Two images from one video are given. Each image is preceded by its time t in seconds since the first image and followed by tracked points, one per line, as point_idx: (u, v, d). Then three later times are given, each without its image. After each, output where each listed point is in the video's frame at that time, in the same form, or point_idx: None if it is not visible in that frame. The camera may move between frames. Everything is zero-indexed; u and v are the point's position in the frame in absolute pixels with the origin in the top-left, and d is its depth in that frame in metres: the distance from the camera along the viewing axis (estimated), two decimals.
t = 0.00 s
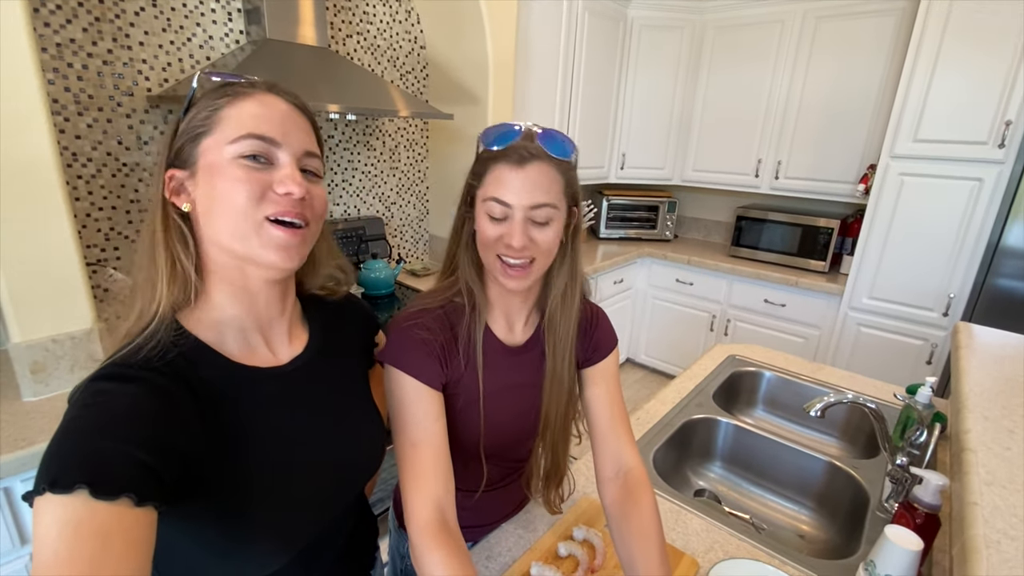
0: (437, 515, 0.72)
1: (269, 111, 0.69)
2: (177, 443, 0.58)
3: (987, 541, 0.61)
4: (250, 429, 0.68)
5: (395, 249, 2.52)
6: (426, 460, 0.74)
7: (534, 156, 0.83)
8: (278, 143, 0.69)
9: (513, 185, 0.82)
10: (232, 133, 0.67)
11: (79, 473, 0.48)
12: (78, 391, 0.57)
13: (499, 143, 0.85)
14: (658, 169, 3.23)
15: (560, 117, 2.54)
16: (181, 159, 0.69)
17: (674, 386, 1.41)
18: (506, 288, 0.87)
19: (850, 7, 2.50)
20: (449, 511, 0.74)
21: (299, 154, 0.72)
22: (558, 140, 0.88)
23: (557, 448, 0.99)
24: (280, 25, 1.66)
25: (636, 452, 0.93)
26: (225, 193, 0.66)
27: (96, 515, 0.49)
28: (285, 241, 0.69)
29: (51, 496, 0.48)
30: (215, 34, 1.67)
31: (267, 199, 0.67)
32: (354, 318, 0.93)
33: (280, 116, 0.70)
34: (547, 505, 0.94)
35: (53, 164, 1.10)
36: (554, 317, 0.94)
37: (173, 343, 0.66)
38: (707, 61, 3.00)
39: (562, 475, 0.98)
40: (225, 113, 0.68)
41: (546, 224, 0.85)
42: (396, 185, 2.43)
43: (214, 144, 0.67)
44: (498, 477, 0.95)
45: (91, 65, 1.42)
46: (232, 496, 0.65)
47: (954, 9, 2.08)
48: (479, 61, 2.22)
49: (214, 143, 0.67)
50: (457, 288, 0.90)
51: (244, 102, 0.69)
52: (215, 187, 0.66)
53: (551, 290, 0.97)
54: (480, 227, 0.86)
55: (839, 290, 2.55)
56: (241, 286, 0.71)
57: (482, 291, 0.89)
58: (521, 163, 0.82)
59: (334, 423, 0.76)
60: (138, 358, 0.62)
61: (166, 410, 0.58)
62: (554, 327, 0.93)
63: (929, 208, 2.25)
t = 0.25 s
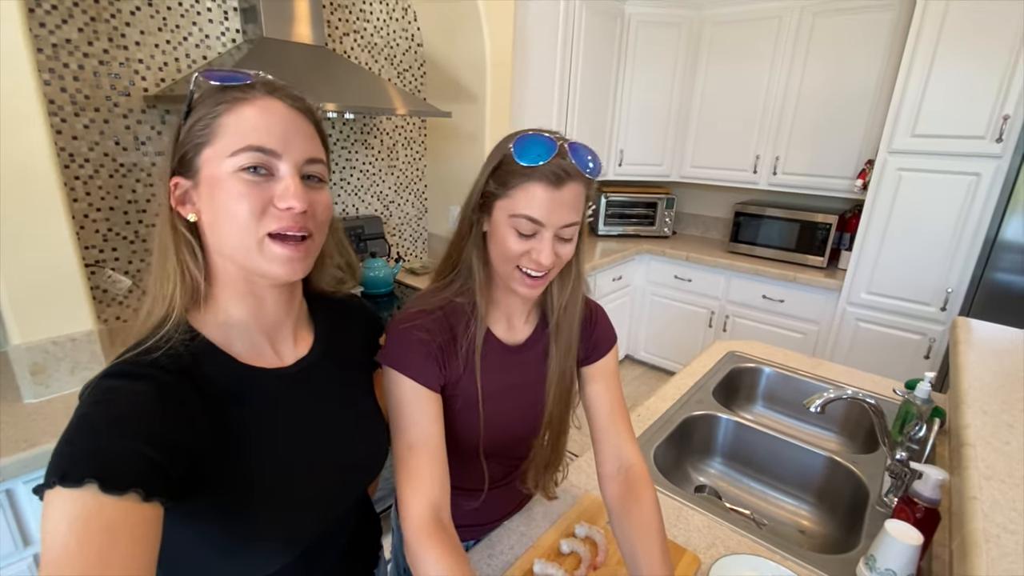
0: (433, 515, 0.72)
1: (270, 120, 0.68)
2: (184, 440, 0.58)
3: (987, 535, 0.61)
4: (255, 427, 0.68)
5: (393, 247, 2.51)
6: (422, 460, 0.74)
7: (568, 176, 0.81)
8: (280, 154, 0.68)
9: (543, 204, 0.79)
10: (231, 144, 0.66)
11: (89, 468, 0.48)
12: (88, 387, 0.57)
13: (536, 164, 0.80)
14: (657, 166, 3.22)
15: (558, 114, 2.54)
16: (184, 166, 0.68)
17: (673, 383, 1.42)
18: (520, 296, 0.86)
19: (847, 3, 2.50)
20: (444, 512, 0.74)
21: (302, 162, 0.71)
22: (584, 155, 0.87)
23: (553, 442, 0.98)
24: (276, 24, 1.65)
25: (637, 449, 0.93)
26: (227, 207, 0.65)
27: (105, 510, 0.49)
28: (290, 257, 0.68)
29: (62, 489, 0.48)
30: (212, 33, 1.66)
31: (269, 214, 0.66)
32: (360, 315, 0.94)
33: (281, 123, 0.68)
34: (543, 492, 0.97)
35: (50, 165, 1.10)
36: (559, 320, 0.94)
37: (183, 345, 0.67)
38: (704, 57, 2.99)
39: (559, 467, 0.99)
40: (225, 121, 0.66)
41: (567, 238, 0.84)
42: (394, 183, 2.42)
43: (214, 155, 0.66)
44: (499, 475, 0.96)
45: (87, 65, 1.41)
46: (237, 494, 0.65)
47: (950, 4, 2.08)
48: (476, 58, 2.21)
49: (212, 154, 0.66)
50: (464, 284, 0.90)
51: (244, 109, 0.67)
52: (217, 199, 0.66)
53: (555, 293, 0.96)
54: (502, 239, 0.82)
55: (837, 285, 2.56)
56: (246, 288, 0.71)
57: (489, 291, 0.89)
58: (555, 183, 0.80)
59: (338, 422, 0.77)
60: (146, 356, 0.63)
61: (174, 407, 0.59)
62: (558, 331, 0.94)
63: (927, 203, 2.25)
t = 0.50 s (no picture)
0: (443, 516, 0.72)
1: (281, 119, 0.67)
2: (186, 441, 0.58)
3: (993, 526, 0.61)
4: (257, 429, 0.68)
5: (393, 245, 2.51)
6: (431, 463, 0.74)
7: (589, 179, 0.80)
8: (289, 155, 0.67)
9: (560, 206, 0.78)
10: (241, 143, 0.65)
11: (89, 471, 0.48)
12: (89, 388, 0.57)
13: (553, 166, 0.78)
14: (655, 161, 3.22)
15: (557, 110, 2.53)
16: (193, 163, 0.68)
17: (675, 377, 1.42)
18: (532, 295, 0.85)
19: None
20: (454, 513, 0.74)
21: (313, 162, 0.70)
22: (604, 157, 0.85)
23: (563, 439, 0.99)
24: (272, 21, 1.64)
25: (644, 446, 0.93)
26: (233, 207, 0.65)
27: (105, 513, 0.49)
28: (294, 259, 0.68)
29: (62, 492, 0.48)
30: (207, 31, 1.65)
31: (275, 216, 0.66)
32: (365, 316, 0.94)
33: (292, 123, 0.68)
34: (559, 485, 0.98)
35: (47, 166, 1.09)
36: (569, 324, 0.94)
37: (185, 345, 0.66)
38: (702, 50, 2.98)
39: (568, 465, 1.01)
40: (235, 119, 0.66)
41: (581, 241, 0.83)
42: (392, 181, 2.41)
43: (224, 154, 0.65)
44: (505, 474, 0.95)
45: (83, 65, 1.40)
46: (240, 494, 0.65)
47: None
48: (474, 54, 2.20)
49: (223, 152, 0.65)
50: (474, 281, 0.90)
51: (255, 108, 0.66)
52: (224, 198, 0.66)
53: (565, 295, 0.95)
54: (518, 239, 0.81)
55: (837, 278, 2.56)
56: (250, 286, 0.70)
57: (499, 291, 0.89)
58: (576, 185, 0.79)
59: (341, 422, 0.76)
60: (147, 356, 0.62)
61: (175, 408, 0.58)
62: (568, 333, 0.94)
63: (927, 195, 2.25)
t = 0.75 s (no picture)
0: (438, 513, 0.73)
1: (293, 119, 0.68)
2: (181, 437, 0.59)
3: (985, 514, 0.62)
4: (254, 425, 0.68)
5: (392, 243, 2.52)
6: (427, 462, 0.74)
7: (591, 176, 0.80)
8: (299, 153, 0.68)
9: (562, 204, 0.78)
10: (253, 139, 0.66)
11: (85, 466, 0.49)
12: (86, 384, 0.57)
13: (551, 163, 0.78)
14: (654, 156, 3.21)
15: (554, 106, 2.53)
16: (203, 158, 0.69)
17: (673, 371, 1.42)
18: (532, 292, 0.85)
19: None
20: (447, 510, 0.75)
21: (324, 164, 0.71)
22: (603, 154, 0.85)
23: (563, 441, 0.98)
24: (267, 21, 1.64)
25: (642, 440, 0.93)
26: (240, 201, 0.65)
27: (101, 509, 0.50)
28: (298, 256, 0.68)
29: (58, 487, 0.48)
30: (203, 31, 1.65)
31: (281, 212, 0.66)
32: (362, 315, 0.93)
33: (304, 123, 0.69)
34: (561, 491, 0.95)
35: (44, 167, 1.09)
36: (568, 323, 0.94)
37: (181, 341, 0.66)
38: (699, 45, 2.98)
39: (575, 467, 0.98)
40: (249, 117, 0.67)
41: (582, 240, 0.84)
42: (391, 179, 2.42)
43: (235, 149, 0.66)
44: (502, 470, 0.95)
45: (79, 67, 1.40)
46: (238, 490, 0.66)
47: None
48: (470, 51, 2.21)
49: (234, 147, 0.66)
50: (472, 278, 0.90)
51: (268, 107, 0.67)
52: (231, 192, 0.66)
53: (564, 293, 0.95)
54: (519, 236, 0.81)
55: (836, 272, 2.56)
56: (250, 285, 0.71)
57: (498, 289, 0.89)
58: (578, 184, 0.79)
59: (337, 418, 0.77)
60: (144, 351, 0.63)
61: (172, 404, 0.59)
62: (568, 330, 0.94)
63: (925, 187, 2.25)
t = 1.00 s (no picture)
0: (436, 518, 0.73)
1: (291, 123, 0.67)
2: (181, 441, 0.59)
3: (985, 511, 0.61)
4: (254, 428, 0.68)
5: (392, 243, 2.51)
6: (424, 464, 0.74)
7: (587, 174, 0.80)
8: (297, 158, 0.68)
9: (557, 203, 0.78)
10: (249, 145, 0.66)
11: (85, 470, 0.49)
12: (85, 388, 0.57)
13: (546, 161, 0.78)
14: (654, 153, 3.20)
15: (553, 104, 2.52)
16: (201, 163, 0.68)
17: (673, 369, 1.42)
18: (527, 292, 0.85)
19: None
20: (448, 514, 0.75)
21: (322, 168, 0.70)
22: (598, 152, 0.85)
23: (562, 439, 0.98)
24: (264, 20, 1.63)
25: (642, 439, 0.93)
26: (237, 208, 0.65)
27: (101, 513, 0.49)
28: (297, 262, 0.68)
29: (58, 492, 0.48)
30: (200, 32, 1.65)
31: (280, 219, 0.66)
32: (361, 316, 0.93)
33: (302, 126, 0.68)
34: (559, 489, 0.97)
35: (41, 169, 1.09)
36: (565, 323, 0.94)
37: (182, 345, 0.66)
38: (698, 40, 2.96)
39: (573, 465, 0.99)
40: (246, 122, 0.66)
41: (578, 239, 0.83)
42: (390, 178, 2.42)
43: (231, 155, 0.66)
44: (500, 470, 0.95)
45: (76, 69, 1.40)
46: (238, 493, 0.66)
47: None
48: (468, 48, 2.20)
49: (230, 154, 0.66)
50: (467, 278, 0.89)
51: (265, 111, 0.67)
52: (229, 199, 0.66)
53: (560, 291, 0.95)
54: (514, 236, 0.81)
55: (837, 267, 2.55)
56: (250, 289, 0.71)
57: (494, 289, 0.88)
58: (574, 182, 0.79)
59: (337, 421, 0.76)
60: (144, 356, 0.63)
61: (171, 408, 0.59)
62: (564, 330, 0.94)
63: (927, 182, 2.23)
